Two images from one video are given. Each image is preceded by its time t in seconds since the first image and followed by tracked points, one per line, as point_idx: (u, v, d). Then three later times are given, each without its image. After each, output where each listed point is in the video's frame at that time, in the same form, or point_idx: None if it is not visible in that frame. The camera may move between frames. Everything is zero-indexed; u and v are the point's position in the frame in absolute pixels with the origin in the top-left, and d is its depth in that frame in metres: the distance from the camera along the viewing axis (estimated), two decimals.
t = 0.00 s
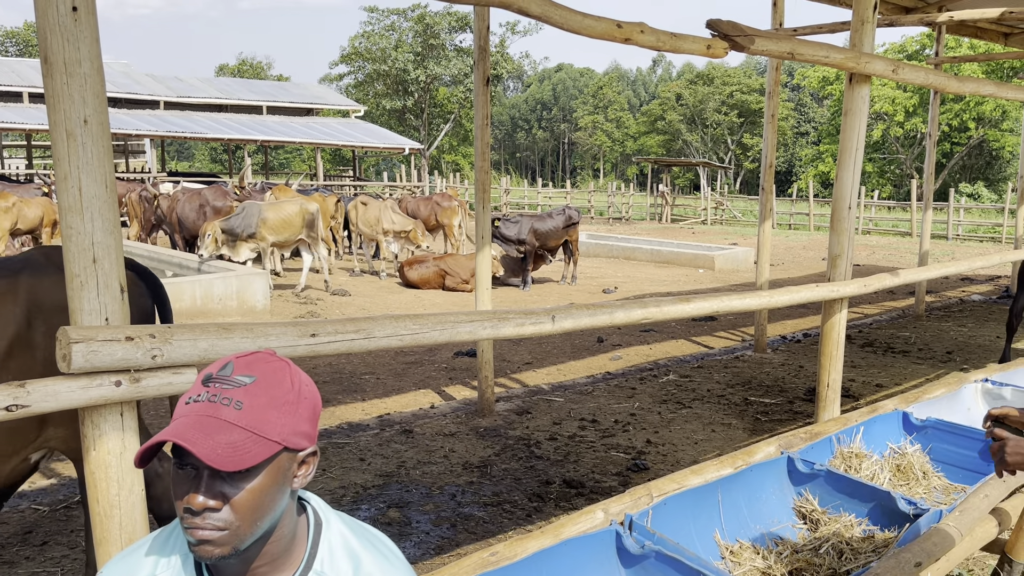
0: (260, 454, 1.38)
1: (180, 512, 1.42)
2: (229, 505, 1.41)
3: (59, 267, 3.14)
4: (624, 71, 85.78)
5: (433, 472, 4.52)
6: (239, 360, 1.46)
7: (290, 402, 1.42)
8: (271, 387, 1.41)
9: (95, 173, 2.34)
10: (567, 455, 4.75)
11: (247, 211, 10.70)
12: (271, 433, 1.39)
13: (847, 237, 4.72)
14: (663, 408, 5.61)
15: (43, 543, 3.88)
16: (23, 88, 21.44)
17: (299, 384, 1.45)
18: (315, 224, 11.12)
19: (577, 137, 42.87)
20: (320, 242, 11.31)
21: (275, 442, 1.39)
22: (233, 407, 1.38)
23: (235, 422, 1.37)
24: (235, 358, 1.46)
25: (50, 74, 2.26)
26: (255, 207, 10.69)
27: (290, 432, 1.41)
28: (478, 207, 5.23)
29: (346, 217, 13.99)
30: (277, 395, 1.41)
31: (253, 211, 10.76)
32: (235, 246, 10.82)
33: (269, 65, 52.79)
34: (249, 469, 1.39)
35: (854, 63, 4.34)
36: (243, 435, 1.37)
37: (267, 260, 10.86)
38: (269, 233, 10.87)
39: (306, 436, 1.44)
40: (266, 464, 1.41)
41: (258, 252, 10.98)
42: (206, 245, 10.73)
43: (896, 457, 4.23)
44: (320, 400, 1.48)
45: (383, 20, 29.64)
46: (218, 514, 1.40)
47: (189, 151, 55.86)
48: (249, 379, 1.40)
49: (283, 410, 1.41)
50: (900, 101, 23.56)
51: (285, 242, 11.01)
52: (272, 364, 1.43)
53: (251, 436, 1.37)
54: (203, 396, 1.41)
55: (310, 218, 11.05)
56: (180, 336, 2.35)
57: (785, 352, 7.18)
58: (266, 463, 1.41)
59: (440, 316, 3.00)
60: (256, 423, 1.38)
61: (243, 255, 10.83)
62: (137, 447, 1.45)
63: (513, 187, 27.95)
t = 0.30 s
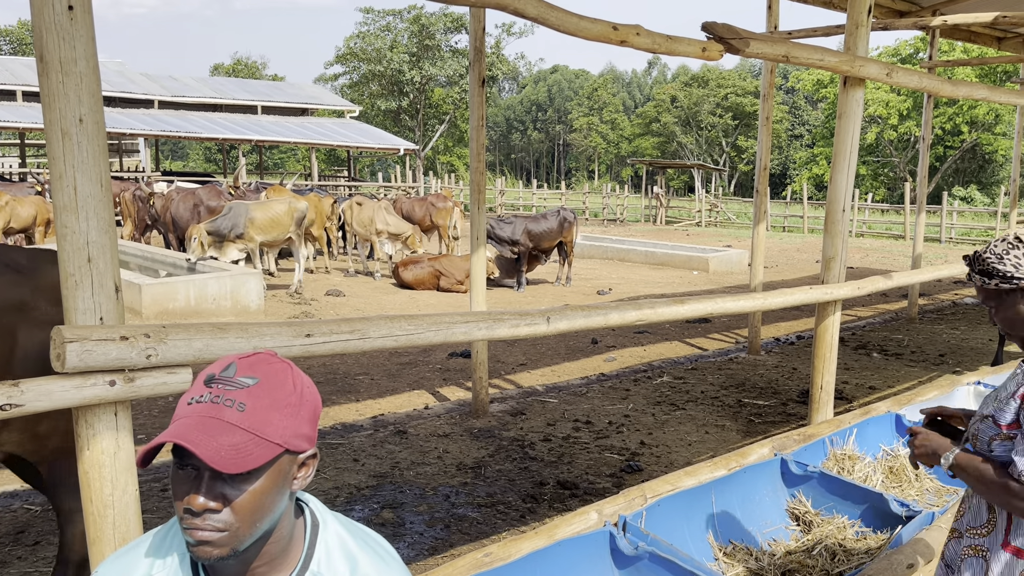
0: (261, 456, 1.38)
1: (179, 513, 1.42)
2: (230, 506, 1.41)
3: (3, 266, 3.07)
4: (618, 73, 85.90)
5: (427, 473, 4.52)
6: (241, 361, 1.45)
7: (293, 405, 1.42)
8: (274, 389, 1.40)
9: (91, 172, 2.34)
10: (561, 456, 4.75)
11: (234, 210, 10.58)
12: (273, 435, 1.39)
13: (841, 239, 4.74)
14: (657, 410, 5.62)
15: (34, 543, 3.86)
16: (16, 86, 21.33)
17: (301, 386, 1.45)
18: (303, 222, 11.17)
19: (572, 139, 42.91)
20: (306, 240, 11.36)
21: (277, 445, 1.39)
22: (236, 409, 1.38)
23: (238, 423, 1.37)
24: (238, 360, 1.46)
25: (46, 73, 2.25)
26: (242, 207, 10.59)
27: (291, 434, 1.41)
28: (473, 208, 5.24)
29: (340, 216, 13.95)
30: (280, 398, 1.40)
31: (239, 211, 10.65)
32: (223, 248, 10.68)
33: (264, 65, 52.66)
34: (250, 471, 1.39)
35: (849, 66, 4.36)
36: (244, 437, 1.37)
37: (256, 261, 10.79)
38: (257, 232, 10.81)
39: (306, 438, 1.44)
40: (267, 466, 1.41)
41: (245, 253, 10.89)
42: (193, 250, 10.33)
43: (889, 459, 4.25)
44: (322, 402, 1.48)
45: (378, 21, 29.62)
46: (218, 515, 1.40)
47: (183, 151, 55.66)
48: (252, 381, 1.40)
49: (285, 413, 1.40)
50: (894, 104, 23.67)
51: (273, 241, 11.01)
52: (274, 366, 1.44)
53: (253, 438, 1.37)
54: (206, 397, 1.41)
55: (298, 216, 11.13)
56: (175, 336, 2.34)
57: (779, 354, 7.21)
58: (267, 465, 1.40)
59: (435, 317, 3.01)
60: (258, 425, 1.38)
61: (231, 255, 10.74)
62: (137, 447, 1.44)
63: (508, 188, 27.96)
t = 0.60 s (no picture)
0: (249, 451, 1.37)
1: (167, 508, 1.41)
2: (217, 501, 1.40)
3: None
4: (611, 74, 86.07)
5: (419, 472, 4.51)
6: (230, 357, 1.45)
7: (281, 401, 1.41)
8: (262, 385, 1.40)
9: (84, 170, 2.32)
10: (553, 456, 4.75)
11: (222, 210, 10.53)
12: (261, 431, 1.38)
13: (833, 241, 4.76)
14: (649, 410, 5.63)
15: (24, 542, 3.83)
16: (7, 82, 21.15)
17: (291, 382, 1.44)
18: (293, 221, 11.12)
19: (565, 139, 42.94)
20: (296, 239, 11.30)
21: (264, 440, 1.38)
22: (223, 404, 1.37)
23: (224, 419, 1.36)
24: (227, 355, 1.46)
25: (39, 70, 2.24)
26: (231, 206, 10.53)
27: (279, 430, 1.40)
28: (467, 208, 5.23)
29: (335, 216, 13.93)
30: (269, 394, 1.40)
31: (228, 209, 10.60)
32: (211, 247, 10.63)
33: (257, 64, 52.45)
34: (238, 465, 1.38)
35: (841, 69, 4.38)
36: (231, 432, 1.36)
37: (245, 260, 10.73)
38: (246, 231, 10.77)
39: (296, 434, 1.43)
40: (254, 461, 1.40)
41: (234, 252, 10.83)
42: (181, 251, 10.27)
43: (880, 460, 4.28)
44: (311, 398, 1.48)
45: (373, 20, 29.58)
46: (206, 510, 1.39)
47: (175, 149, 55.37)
48: (240, 377, 1.40)
49: (273, 408, 1.40)
50: (887, 106, 23.82)
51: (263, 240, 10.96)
52: (264, 362, 1.43)
53: (241, 433, 1.36)
54: (194, 392, 1.40)
55: (288, 215, 11.06)
56: (168, 334, 2.33)
57: (771, 355, 7.23)
58: (254, 460, 1.40)
59: (429, 317, 3.00)
60: (246, 420, 1.37)
61: (220, 255, 10.68)
62: (125, 443, 1.44)
63: (501, 188, 27.96)
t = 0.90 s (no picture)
0: (246, 449, 1.37)
1: (165, 506, 1.41)
2: (214, 499, 1.39)
3: None
4: (603, 74, 86.25)
5: (411, 470, 4.51)
6: (229, 354, 1.45)
7: (279, 398, 1.41)
8: (260, 382, 1.40)
9: (78, 166, 2.31)
10: (545, 455, 4.76)
11: (212, 207, 10.45)
12: (259, 429, 1.38)
13: (825, 241, 4.79)
14: (640, 409, 5.65)
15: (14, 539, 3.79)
16: None
17: (289, 380, 1.44)
18: (284, 219, 11.08)
19: (557, 139, 42.96)
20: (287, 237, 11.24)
21: (262, 438, 1.38)
22: (221, 402, 1.37)
23: (222, 416, 1.36)
24: (225, 353, 1.46)
25: (34, 65, 2.22)
26: (221, 203, 10.46)
27: (277, 428, 1.40)
28: (459, 207, 5.23)
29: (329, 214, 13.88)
30: (266, 391, 1.40)
31: (218, 207, 10.53)
32: (201, 244, 10.57)
33: (248, 62, 52.22)
34: (235, 464, 1.38)
35: (834, 70, 4.42)
36: (228, 430, 1.36)
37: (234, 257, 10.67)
38: (236, 229, 10.71)
39: (294, 432, 1.43)
40: (251, 459, 1.40)
41: (224, 250, 10.75)
42: (171, 249, 10.25)
43: (869, 459, 4.33)
44: (309, 396, 1.48)
45: (365, 18, 29.50)
46: (203, 507, 1.39)
47: (165, 147, 55.12)
48: (238, 374, 1.40)
49: (271, 406, 1.40)
50: (877, 108, 24.02)
51: (253, 238, 10.91)
52: (262, 359, 1.44)
53: (238, 431, 1.37)
54: (192, 389, 1.40)
55: (279, 213, 10.99)
56: (162, 331, 2.32)
57: (761, 355, 7.27)
58: (252, 459, 1.40)
59: (422, 314, 2.99)
60: (244, 418, 1.37)
61: (210, 252, 10.61)
62: (123, 440, 1.44)
63: (494, 187, 27.96)
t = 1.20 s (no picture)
0: (247, 448, 1.37)
1: (163, 502, 1.40)
2: (213, 498, 1.39)
3: None
4: (594, 72, 86.38)
5: (401, 468, 4.50)
6: (231, 351, 1.44)
7: (281, 397, 1.41)
8: (262, 380, 1.40)
9: (71, 161, 2.29)
10: (536, 452, 4.77)
11: (201, 203, 10.35)
12: (259, 428, 1.38)
13: (815, 240, 4.82)
14: (630, 407, 5.67)
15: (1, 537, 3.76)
16: None
17: (291, 379, 1.44)
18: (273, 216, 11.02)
19: (548, 137, 43.00)
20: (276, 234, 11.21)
21: (263, 437, 1.38)
22: (223, 400, 1.37)
23: (224, 415, 1.36)
24: (227, 350, 1.45)
25: (25, 59, 2.20)
26: (210, 200, 10.37)
27: (278, 427, 1.40)
28: (450, 205, 5.22)
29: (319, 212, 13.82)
30: (268, 390, 1.40)
31: (207, 204, 10.43)
32: (189, 241, 10.47)
33: (238, 57, 51.94)
34: (236, 461, 1.37)
35: (824, 69, 4.44)
36: (230, 428, 1.36)
37: (224, 254, 10.59)
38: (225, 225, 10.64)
39: (294, 431, 1.42)
40: (253, 458, 1.40)
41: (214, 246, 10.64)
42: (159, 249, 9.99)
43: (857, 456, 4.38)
44: (311, 395, 1.48)
45: (355, 15, 29.39)
46: (202, 506, 1.38)
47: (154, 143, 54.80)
48: (241, 372, 1.39)
49: (272, 406, 1.39)
50: (866, 108, 24.22)
51: (242, 235, 10.86)
52: (264, 358, 1.43)
53: (240, 430, 1.36)
54: (194, 386, 1.40)
55: (267, 210, 11.04)
56: (153, 327, 2.31)
57: (751, 353, 7.30)
58: (253, 457, 1.39)
59: (415, 311, 2.99)
60: (245, 417, 1.37)
61: (199, 249, 10.51)
62: (123, 436, 1.43)
63: (484, 185, 27.95)
